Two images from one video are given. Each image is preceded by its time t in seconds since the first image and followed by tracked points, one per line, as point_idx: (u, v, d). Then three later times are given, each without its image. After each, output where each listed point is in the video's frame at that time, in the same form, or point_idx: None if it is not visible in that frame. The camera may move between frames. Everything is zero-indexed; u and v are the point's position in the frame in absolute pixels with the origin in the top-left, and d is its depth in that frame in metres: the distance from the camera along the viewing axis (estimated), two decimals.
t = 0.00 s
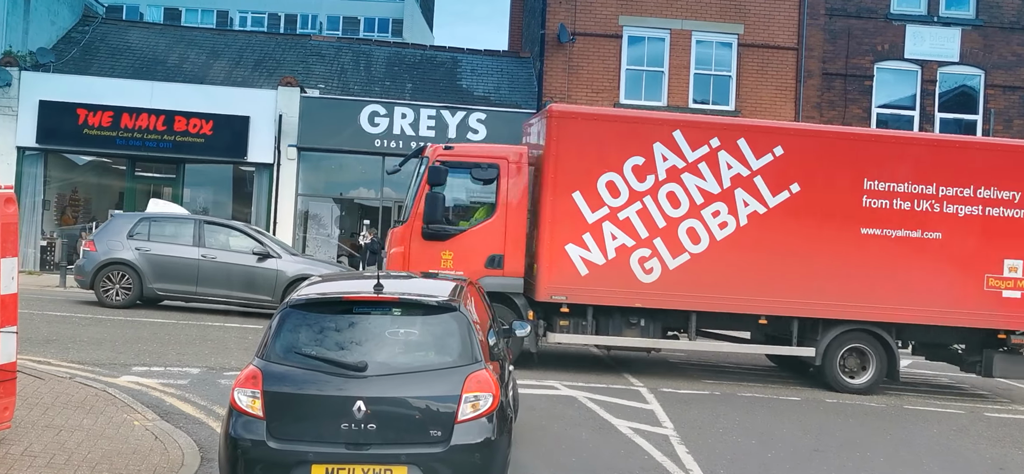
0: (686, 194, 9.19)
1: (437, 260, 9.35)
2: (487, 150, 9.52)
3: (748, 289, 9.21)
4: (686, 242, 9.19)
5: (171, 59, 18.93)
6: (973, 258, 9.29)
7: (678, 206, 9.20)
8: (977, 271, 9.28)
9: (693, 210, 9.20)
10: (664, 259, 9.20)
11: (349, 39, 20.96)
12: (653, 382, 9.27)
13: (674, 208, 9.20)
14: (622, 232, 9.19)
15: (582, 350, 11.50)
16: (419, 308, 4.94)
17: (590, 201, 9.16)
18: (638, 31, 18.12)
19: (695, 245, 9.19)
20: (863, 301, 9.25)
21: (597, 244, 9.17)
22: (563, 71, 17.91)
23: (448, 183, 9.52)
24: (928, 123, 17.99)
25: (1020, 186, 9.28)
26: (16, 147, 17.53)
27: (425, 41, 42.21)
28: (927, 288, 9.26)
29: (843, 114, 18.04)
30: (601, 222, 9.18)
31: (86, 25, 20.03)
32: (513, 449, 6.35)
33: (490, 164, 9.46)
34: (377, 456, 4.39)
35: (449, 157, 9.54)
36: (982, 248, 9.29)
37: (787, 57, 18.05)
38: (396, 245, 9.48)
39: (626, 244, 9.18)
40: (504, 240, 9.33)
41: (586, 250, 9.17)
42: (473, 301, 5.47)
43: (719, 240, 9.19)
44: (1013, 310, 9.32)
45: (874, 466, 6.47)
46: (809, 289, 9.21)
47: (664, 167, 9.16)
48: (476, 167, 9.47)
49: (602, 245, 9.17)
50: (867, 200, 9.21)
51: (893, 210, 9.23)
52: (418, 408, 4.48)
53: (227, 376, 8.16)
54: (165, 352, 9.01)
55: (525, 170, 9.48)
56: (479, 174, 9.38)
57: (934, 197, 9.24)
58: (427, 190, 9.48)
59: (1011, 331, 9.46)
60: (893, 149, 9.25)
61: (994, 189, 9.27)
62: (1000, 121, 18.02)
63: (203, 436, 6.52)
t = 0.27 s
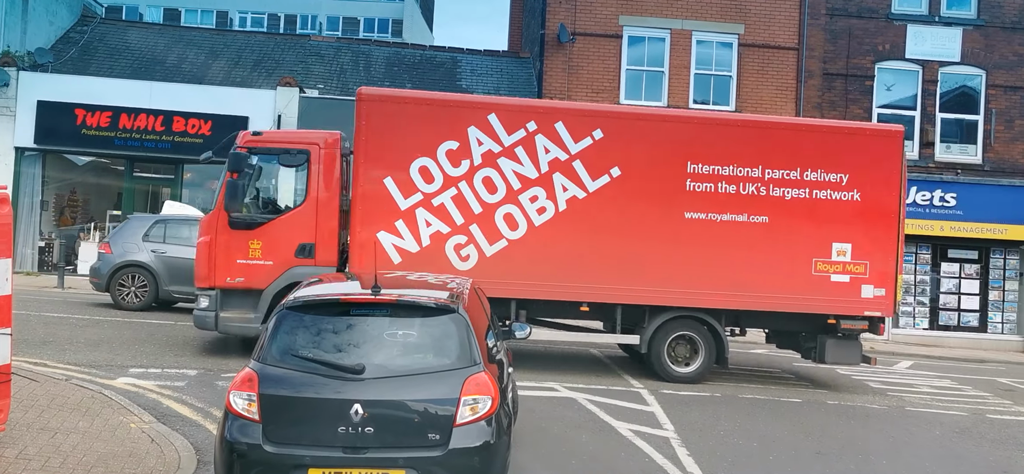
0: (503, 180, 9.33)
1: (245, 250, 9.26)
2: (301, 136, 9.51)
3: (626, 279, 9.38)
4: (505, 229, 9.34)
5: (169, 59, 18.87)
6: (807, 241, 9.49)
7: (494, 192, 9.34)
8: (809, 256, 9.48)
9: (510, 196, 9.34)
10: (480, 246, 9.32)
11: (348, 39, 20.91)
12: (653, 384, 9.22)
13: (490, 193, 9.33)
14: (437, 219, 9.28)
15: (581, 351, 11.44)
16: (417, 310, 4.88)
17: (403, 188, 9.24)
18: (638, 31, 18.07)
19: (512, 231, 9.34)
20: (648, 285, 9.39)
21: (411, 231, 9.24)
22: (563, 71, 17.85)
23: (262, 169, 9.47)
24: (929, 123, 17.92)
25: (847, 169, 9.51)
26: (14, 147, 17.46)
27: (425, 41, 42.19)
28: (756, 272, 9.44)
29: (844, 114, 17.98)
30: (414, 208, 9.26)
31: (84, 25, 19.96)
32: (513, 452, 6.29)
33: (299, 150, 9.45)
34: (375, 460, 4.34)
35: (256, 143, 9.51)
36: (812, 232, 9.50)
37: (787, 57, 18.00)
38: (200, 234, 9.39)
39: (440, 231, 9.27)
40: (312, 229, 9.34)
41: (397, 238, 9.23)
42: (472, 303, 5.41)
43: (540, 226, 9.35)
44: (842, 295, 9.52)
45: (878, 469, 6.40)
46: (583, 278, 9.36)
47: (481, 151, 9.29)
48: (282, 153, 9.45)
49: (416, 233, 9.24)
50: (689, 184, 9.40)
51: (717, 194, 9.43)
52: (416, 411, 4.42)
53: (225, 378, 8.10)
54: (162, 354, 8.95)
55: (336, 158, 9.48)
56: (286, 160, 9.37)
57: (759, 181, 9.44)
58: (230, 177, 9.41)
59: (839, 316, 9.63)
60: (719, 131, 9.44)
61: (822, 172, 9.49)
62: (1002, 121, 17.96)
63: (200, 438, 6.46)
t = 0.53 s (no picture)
0: (327, 168, 9.51)
1: (57, 242, 9.57)
2: (122, 124, 9.66)
3: (501, 271, 9.60)
4: (330, 219, 9.54)
5: (168, 58, 18.79)
6: (647, 228, 9.67)
7: (319, 180, 9.52)
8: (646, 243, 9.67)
9: (336, 185, 9.53)
10: (306, 237, 9.52)
11: (348, 39, 20.83)
12: (654, 385, 9.13)
13: (314, 182, 9.52)
14: (259, 209, 9.49)
15: (581, 352, 11.35)
16: (415, 311, 4.80)
17: (221, 178, 9.45)
18: (639, 31, 18.00)
19: (339, 221, 9.54)
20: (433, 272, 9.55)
21: (229, 222, 9.46)
22: (563, 71, 17.76)
23: (75, 158, 9.71)
24: (931, 123, 17.84)
25: (687, 154, 9.66)
26: (11, 147, 17.37)
27: (425, 41, 42.13)
28: (597, 261, 9.65)
29: (845, 114, 17.89)
30: (236, 198, 9.47)
31: (83, 24, 19.88)
32: (513, 455, 6.21)
33: (115, 138, 9.60)
34: (372, 464, 4.26)
35: (68, 131, 9.70)
36: (651, 219, 9.68)
37: (789, 57, 17.91)
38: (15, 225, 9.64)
39: (263, 221, 9.49)
40: (132, 221, 9.54)
41: (220, 229, 9.46)
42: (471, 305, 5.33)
43: (367, 215, 9.55)
44: (685, 283, 9.69)
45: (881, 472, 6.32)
46: (440, 268, 9.54)
47: (301, 139, 9.46)
48: (100, 141, 9.64)
49: (237, 223, 9.47)
50: (523, 170, 9.59)
51: (553, 180, 9.62)
52: (415, 414, 4.35)
53: (222, 380, 8.02)
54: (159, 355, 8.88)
55: (156, 145, 9.62)
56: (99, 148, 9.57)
57: (596, 167, 9.63)
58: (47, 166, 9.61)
59: (682, 303, 9.80)
60: (565, 118, 9.61)
61: (661, 157, 9.65)
62: (1004, 121, 17.88)
63: (196, 441, 6.37)
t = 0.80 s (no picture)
0: (138, 153, 9.35)
1: None
2: None
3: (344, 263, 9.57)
4: (143, 207, 9.42)
5: (166, 58, 18.70)
6: (480, 217, 9.65)
7: (130, 166, 9.36)
8: (475, 232, 9.64)
9: (149, 171, 9.39)
10: (115, 225, 9.43)
11: (346, 38, 20.74)
12: (655, 387, 9.04)
13: (125, 168, 9.36)
14: (64, 196, 9.35)
15: (581, 353, 11.25)
16: (413, 314, 4.71)
17: (26, 163, 9.29)
18: (639, 30, 17.91)
19: (151, 208, 9.43)
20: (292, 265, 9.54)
21: (36, 210, 9.34)
22: (563, 70, 17.67)
23: None
24: (933, 123, 17.74)
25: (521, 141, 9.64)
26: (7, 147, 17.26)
27: (424, 41, 42.05)
28: (424, 250, 9.58)
29: (846, 114, 17.78)
30: (39, 184, 9.33)
31: (80, 24, 19.78)
32: (513, 459, 6.11)
33: None
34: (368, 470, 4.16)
35: None
36: (485, 207, 9.65)
37: (790, 56, 17.82)
38: None
39: (68, 209, 9.36)
40: None
41: (23, 217, 9.36)
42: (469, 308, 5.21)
43: (180, 201, 9.46)
44: (516, 272, 9.66)
45: None
46: (302, 264, 9.53)
47: (111, 122, 9.31)
48: None
49: (42, 210, 9.34)
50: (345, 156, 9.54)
51: (378, 167, 9.57)
52: (412, 419, 4.25)
53: (217, 382, 7.93)
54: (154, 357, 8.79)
55: None
56: None
57: (425, 153, 9.57)
58: None
59: (516, 294, 9.77)
60: (394, 105, 9.53)
61: (492, 144, 9.62)
62: (1005, 121, 17.78)
63: (190, 445, 6.27)
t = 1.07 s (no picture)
0: None
1: None
2: None
3: (170, 257, 8.80)
4: None
5: (163, 57, 18.58)
6: (298, 212, 8.95)
7: None
8: (297, 229, 8.93)
9: None
10: None
11: (344, 37, 20.61)
12: (656, 389, 8.91)
13: None
14: None
15: (582, 355, 11.13)
16: (409, 316, 4.59)
17: None
18: (639, 29, 17.80)
19: None
20: (143, 260, 8.76)
21: None
22: (563, 69, 17.56)
23: None
24: (935, 122, 17.62)
25: (343, 133, 8.94)
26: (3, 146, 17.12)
27: (424, 40, 41.91)
28: (280, 248, 8.92)
29: (848, 113, 17.65)
30: None
31: (77, 22, 19.64)
32: (512, 463, 5.99)
33: None
34: None
35: None
36: (304, 202, 8.95)
37: (791, 55, 17.71)
38: None
39: None
40: None
41: None
42: (466, 307, 5.09)
43: None
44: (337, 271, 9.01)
45: None
46: (202, 265, 8.84)
47: None
48: None
49: None
50: (157, 144, 8.67)
51: (191, 156, 8.73)
52: (409, 424, 4.13)
53: (211, 385, 7.81)
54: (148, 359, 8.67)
55: None
56: None
57: (243, 143, 8.82)
58: None
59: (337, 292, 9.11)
60: (214, 91, 8.72)
61: (313, 135, 8.90)
62: (1008, 120, 17.67)
63: (182, 449, 6.15)
